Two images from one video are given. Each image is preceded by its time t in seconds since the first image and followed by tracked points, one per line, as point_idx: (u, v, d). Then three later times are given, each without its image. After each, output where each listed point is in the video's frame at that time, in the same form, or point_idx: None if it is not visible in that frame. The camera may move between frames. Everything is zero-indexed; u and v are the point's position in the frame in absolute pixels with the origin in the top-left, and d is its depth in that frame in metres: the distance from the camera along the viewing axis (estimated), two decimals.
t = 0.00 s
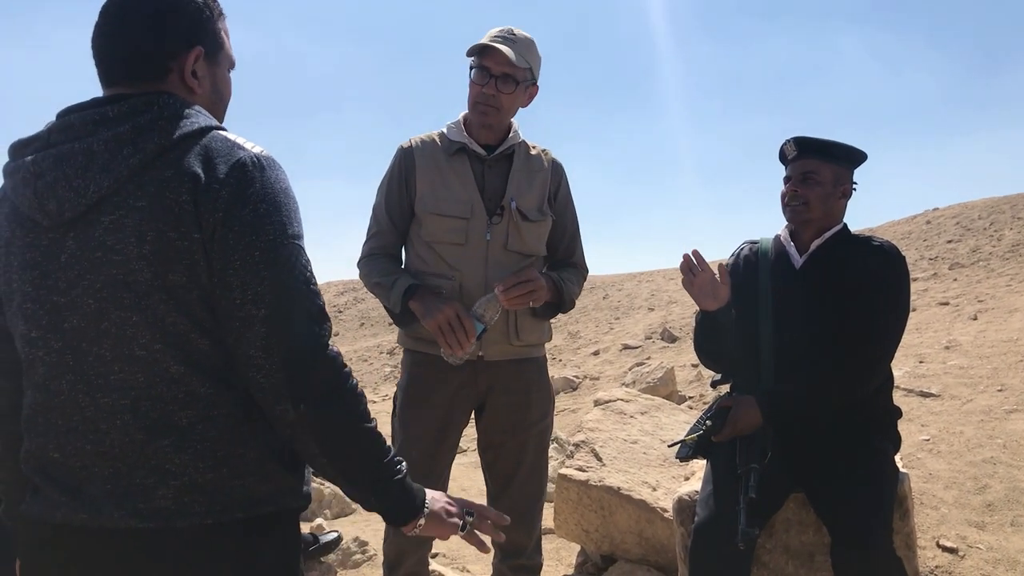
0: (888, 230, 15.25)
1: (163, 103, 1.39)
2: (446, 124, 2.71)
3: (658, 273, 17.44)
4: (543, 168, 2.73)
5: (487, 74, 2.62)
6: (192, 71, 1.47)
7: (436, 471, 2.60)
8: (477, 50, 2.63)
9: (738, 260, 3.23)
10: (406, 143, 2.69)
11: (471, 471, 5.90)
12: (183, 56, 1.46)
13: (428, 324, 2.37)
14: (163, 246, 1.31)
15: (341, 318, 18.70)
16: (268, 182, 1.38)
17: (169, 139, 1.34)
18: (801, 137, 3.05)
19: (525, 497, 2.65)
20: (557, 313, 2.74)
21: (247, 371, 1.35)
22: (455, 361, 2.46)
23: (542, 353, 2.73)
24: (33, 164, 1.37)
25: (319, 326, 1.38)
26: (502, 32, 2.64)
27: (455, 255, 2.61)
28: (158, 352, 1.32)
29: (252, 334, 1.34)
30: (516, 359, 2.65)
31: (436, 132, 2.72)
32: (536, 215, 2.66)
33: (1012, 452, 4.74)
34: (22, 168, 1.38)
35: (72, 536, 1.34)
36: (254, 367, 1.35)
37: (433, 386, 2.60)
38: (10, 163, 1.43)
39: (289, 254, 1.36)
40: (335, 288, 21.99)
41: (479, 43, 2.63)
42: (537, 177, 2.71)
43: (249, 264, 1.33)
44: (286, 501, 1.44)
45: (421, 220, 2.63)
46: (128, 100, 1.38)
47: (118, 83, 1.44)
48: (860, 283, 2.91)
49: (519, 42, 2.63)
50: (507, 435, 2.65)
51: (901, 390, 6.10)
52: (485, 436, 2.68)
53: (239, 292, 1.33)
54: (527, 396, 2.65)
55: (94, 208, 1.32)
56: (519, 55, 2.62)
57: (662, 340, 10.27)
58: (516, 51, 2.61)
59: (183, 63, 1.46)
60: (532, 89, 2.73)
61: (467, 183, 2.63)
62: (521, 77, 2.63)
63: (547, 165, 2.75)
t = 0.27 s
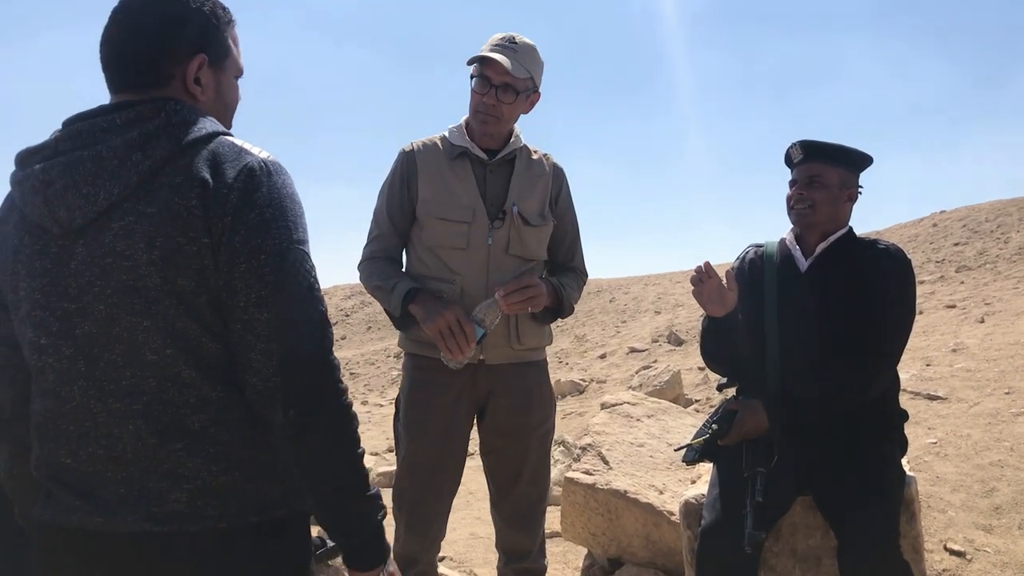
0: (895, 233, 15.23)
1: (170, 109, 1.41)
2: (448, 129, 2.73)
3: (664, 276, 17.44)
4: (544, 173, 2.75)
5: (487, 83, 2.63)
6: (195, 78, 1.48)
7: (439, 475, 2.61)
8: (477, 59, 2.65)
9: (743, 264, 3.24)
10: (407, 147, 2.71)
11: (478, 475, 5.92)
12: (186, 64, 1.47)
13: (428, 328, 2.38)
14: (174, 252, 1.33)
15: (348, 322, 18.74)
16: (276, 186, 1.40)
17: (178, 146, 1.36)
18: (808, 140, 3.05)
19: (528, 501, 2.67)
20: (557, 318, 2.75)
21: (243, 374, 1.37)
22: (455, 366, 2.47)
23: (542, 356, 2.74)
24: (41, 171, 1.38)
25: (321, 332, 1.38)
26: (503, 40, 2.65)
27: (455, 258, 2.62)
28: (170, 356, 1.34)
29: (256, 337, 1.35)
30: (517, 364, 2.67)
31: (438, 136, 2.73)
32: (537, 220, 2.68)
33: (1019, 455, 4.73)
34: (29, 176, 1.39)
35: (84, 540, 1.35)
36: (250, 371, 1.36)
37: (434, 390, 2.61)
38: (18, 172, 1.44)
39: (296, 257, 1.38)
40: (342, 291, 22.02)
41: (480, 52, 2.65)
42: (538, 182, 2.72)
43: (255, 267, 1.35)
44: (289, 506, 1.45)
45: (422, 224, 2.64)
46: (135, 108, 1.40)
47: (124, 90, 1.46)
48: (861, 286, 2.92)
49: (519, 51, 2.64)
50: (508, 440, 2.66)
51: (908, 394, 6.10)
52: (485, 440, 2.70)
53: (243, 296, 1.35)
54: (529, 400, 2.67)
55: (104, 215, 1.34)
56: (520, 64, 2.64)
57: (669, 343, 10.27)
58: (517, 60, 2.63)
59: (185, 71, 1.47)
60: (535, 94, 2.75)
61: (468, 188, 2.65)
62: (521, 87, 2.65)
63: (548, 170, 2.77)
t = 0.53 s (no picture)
0: (900, 235, 15.20)
1: (179, 119, 1.41)
2: (447, 136, 2.73)
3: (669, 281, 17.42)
4: (543, 180, 2.75)
5: (485, 91, 2.64)
6: (194, 88, 1.48)
7: (441, 483, 2.61)
8: (475, 66, 2.65)
9: (746, 269, 3.23)
10: (407, 155, 2.71)
11: (483, 481, 5.91)
12: (186, 74, 1.47)
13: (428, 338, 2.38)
14: (189, 260, 1.33)
15: (353, 328, 18.75)
16: (286, 192, 1.40)
17: (189, 154, 1.36)
18: (811, 144, 3.04)
19: (530, 507, 2.66)
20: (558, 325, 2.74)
21: (249, 371, 1.35)
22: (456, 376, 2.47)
23: (544, 363, 2.74)
24: (49, 184, 1.38)
25: (326, 336, 1.38)
26: (500, 47, 2.66)
27: (455, 268, 2.62)
28: (184, 365, 1.34)
29: (263, 335, 1.34)
30: (519, 370, 2.67)
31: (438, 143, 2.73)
32: (537, 228, 2.67)
33: None
34: (37, 190, 1.39)
35: (95, 551, 1.35)
36: (257, 368, 1.34)
37: (435, 398, 2.61)
38: (23, 186, 1.45)
39: (306, 260, 1.37)
40: (347, 298, 22.05)
41: (477, 60, 2.65)
42: (538, 188, 2.72)
43: (266, 269, 1.34)
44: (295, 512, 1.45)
45: (422, 233, 2.64)
46: (143, 118, 1.40)
47: (125, 103, 1.46)
48: (863, 290, 2.91)
49: (518, 57, 2.65)
50: (510, 444, 2.66)
51: (914, 397, 6.08)
52: (487, 448, 2.69)
53: (253, 298, 1.34)
54: (530, 404, 2.66)
55: (116, 225, 1.34)
56: (517, 71, 2.64)
57: (673, 347, 10.26)
58: (515, 67, 2.63)
59: (185, 81, 1.47)
60: (534, 101, 2.75)
61: (467, 196, 2.65)
62: (519, 94, 2.65)
63: (548, 176, 2.77)
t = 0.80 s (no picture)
0: (904, 237, 15.17)
1: (174, 130, 1.41)
2: (449, 143, 2.73)
3: (673, 285, 17.41)
4: (545, 186, 2.75)
5: (485, 98, 2.64)
6: (196, 97, 1.49)
7: (445, 491, 2.61)
8: (475, 74, 2.65)
9: (748, 273, 3.23)
10: (409, 163, 2.72)
11: (488, 488, 5.91)
12: (188, 83, 1.48)
13: (429, 347, 2.38)
14: (188, 272, 1.33)
15: (358, 335, 18.77)
16: (283, 202, 1.41)
17: (184, 166, 1.36)
18: (814, 148, 3.05)
19: (535, 513, 2.65)
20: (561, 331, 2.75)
21: (255, 385, 1.35)
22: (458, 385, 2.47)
23: (547, 369, 2.74)
24: (47, 200, 1.39)
25: (330, 342, 1.38)
26: (499, 54, 2.66)
27: (457, 275, 2.63)
28: (186, 377, 1.34)
29: (266, 346, 1.34)
30: (523, 377, 2.67)
31: (439, 151, 2.74)
32: (538, 235, 2.68)
33: None
34: (36, 206, 1.40)
35: (100, 561, 1.35)
36: (264, 382, 1.34)
37: (438, 406, 2.62)
38: (20, 202, 1.45)
39: (305, 269, 1.38)
40: (351, 305, 22.07)
41: (477, 67, 2.65)
42: (539, 195, 2.72)
43: (266, 280, 1.34)
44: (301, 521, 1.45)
45: (425, 241, 2.65)
46: (137, 131, 1.41)
47: (125, 112, 1.46)
48: (866, 294, 2.91)
49: (518, 64, 2.65)
50: (515, 449, 2.66)
51: (919, 400, 6.07)
52: (491, 456, 2.70)
53: (254, 309, 1.34)
54: (535, 410, 2.67)
55: (114, 239, 1.34)
56: (517, 78, 2.64)
57: (678, 352, 10.24)
58: (515, 74, 2.63)
59: (187, 90, 1.48)
60: (534, 108, 2.75)
61: (469, 204, 2.65)
62: (520, 101, 2.65)
63: (550, 182, 2.77)
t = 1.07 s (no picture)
0: (909, 240, 15.16)
1: (174, 140, 1.41)
2: (454, 150, 2.74)
3: (678, 289, 17.40)
4: (551, 193, 2.75)
5: (491, 104, 2.64)
6: (211, 110, 1.51)
7: (452, 498, 2.61)
8: (480, 80, 2.66)
9: (754, 277, 3.23)
10: (415, 170, 2.72)
11: (494, 493, 5.91)
12: (204, 96, 1.49)
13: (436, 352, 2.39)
14: (184, 284, 1.32)
15: (363, 341, 18.78)
16: (281, 213, 1.39)
17: (181, 178, 1.35)
18: (818, 152, 3.05)
19: (542, 519, 2.65)
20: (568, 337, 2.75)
21: (256, 397, 1.35)
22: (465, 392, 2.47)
23: (553, 375, 2.74)
24: (49, 213, 1.40)
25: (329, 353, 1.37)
26: (505, 60, 2.66)
27: (463, 282, 2.63)
28: (187, 389, 1.33)
29: (265, 359, 1.34)
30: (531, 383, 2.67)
31: (446, 157, 2.75)
32: (545, 241, 2.68)
33: None
34: (39, 217, 1.42)
35: (109, 570, 1.35)
36: (263, 394, 1.34)
37: (445, 413, 2.62)
38: (25, 214, 1.46)
39: (303, 280, 1.36)
40: (356, 311, 22.09)
41: (482, 73, 2.65)
42: (545, 201, 2.72)
43: (263, 292, 1.33)
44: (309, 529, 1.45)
45: (431, 247, 2.65)
46: (138, 143, 1.41)
47: (136, 121, 1.46)
48: (873, 298, 2.91)
49: (523, 70, 2.65)
50: (522, 455, 2.66)
51: (926, 403, 6.05)
52: (499, 462, 2.70)
53: (252, 321, 1.33)
54: (542, 416, 2.67)
55: (113, 252, 1.34)
56: (523, 84, 2.64)
57: (683, 356, 10.23)
58: (520, 80, 2.63)
59: (203, 103, 1.49)
60: (540, 113, 2.75)
61: (475, 211, 2.66)
62: (525, 107, 2.65)
63: (556, 188, 2.77)
